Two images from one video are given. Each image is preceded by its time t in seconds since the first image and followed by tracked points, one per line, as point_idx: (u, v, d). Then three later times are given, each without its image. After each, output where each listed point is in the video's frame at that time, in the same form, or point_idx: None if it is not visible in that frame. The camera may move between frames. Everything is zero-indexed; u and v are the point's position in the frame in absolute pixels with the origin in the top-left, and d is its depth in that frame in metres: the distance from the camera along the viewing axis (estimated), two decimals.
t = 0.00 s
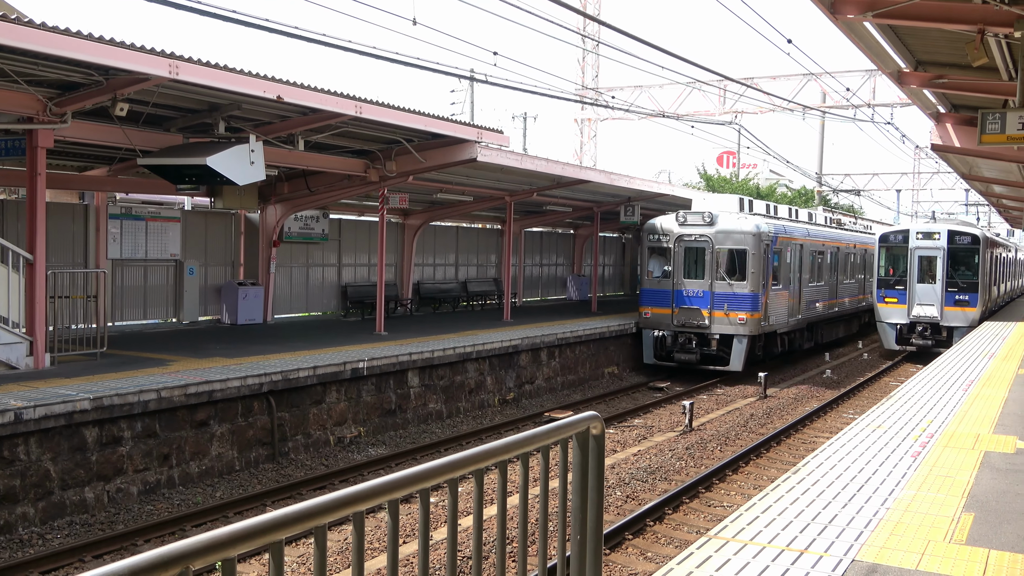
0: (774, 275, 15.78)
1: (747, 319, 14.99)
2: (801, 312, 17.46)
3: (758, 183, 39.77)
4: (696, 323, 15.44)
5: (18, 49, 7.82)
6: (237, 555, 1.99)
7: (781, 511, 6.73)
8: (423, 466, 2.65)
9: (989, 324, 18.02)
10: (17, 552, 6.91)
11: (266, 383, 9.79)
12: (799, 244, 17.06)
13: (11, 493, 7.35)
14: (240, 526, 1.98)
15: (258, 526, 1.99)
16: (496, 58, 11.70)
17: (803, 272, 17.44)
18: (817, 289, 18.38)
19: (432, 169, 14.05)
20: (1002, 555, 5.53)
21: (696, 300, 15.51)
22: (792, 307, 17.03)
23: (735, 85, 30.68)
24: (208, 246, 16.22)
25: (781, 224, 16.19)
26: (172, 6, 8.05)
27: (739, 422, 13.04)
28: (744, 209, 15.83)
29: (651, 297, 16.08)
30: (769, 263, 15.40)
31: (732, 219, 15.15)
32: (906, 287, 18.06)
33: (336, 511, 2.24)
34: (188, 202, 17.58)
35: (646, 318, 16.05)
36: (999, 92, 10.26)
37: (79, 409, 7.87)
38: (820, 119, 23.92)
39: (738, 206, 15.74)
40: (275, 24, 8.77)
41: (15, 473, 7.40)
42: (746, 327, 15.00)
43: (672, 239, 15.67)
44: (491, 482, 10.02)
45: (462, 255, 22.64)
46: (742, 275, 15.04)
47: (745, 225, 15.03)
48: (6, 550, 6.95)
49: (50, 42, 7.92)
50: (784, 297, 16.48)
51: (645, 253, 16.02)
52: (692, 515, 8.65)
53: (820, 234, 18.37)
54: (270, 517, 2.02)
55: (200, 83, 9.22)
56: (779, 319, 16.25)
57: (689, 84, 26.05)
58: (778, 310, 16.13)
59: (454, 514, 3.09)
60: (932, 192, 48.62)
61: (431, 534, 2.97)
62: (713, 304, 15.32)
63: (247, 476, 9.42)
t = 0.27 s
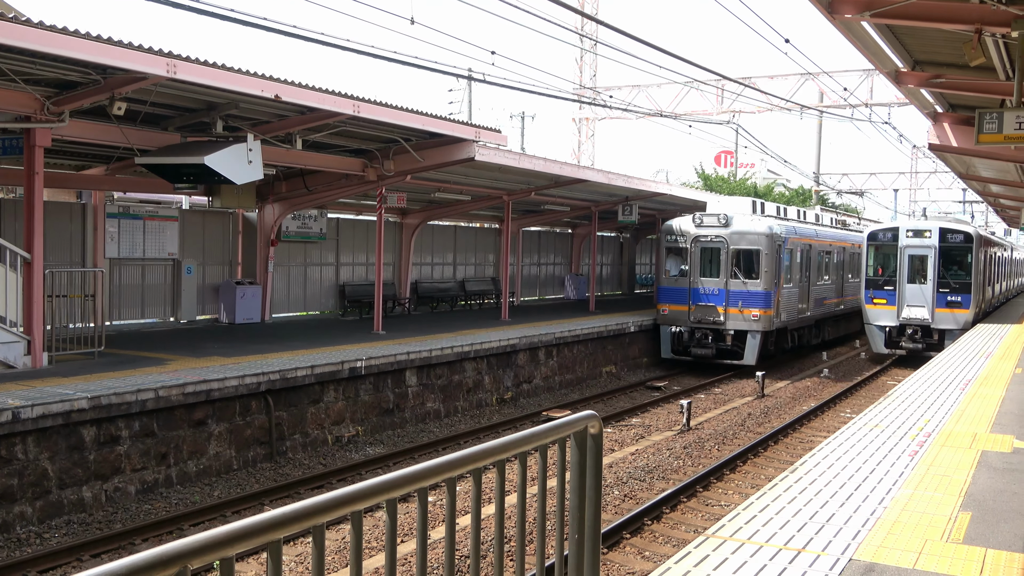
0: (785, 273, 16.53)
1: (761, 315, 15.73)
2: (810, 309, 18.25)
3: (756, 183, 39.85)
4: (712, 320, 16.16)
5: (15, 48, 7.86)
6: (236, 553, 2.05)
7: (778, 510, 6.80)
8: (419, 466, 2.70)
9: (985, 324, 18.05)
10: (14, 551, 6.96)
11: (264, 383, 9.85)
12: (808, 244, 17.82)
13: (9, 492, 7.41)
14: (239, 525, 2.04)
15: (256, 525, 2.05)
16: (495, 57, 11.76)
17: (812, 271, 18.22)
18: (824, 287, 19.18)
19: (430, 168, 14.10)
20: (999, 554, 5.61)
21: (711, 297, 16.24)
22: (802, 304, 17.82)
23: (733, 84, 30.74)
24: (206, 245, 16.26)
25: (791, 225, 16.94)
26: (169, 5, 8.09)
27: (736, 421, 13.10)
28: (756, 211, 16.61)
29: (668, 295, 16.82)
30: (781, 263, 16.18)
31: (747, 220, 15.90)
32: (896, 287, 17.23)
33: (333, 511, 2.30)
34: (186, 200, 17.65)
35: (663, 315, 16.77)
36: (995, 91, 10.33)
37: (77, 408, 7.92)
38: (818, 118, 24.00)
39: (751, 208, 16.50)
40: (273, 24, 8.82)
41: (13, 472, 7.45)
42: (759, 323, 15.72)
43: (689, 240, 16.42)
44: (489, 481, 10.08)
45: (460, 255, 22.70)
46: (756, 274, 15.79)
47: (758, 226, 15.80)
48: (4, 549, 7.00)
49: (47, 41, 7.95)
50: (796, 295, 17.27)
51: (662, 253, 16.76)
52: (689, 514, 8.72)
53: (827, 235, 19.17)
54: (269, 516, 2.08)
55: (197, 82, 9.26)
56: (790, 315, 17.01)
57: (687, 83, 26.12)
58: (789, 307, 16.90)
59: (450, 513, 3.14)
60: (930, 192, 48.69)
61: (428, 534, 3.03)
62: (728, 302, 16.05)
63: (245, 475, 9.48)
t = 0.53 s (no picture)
0: (798, 272, 17.15)
1: (775, 312, 16.35)
2: (819, 306, 18.92)
3: (755, 182, 39.86)
4: (729, 316, 16.78)
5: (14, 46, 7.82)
6: (235, 553, 2.03)
7: (777, 510, 6.78)
8: (418, 465, 2.68)
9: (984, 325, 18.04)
10: (13, 550, 6.95)
11: (263, 382, 9.82)
12: (818, 244, 18.45)
13: (8, 490, 7.39)
14: (238, 524, 2.01)
15: (255, 524, 2.03)
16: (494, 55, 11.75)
17: (821, 270, 18.89)
18: (832, 286, 19.84)
19: (430, 167, 14.07)
20: (998, 553, 5.59)
21: (727, 295, 16.84)
22: (813, 302, 18.47)
23: (733, 83, 30.72)
24: (205, 244, 16.23)
25: (802, 226, 17.53)
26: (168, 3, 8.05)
27: (735, 420, 13.09)
28: (769, 213, 17.24)
29: (686, 292, 17.45)
30: (793, 263, 16.80)
31: (762, 221, 16.49)
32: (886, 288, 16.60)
33: (332, 510, 2.27)
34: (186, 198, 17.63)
35: (681, 312, 17.40)
36: (995, 89, 10.28)
37: (77, 407, 7.90)
38: (817, 117, 23.97)
39: (765, 210, 17.12)
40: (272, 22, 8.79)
41: (12, 470, 7.43)
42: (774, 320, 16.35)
43: (706, 240, 17.01)
44: (489, 479, 10.09)
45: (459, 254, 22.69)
46: (770, 273, 16.40)
47: (772, 227, 16.40)
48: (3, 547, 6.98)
49: (45, 39, 7.92)
50: (807, 293, 17.96)
51: (680, 253, 17.37)
52: (689, 513, 8.70)
53: (836, 235, 19.84)
54: (266, 515, 2.06)
55: (197, 81, 9.23)
56: (801, 313, 17.67)
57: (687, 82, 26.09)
58: (801, 304, 17.56)
59: (451, 512, 3.13)
60: (930, 192, 48.67)
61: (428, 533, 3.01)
62: (744, 299, 16.66)
63: (244, 473, 9.46)
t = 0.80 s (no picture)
0: (811, 272, 17.80)
1: (790, 309, 17.00)
2: (831, 304, 19.61)
3: (756, 182, 39.81)
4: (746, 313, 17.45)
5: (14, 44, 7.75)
6: (236, 552, 1.96)
7: (777, 510, 6.70)
8: (421, 463, 2.61)
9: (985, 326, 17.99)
10: (14, 549, 6.89)
11: (264, 380, 9.76)
12: (829, 245, 19.12)
13: (9, 489, 7.33)
14: (238, 523, 1.94)
15: (256, 522, 1.96)
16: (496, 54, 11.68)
17: (832, 270, 19.54)
18: (842, 284, 20.51)
19: (431, 166, 14.00)
20: (1000, 554, 5.52)
21: (744, 293, 17.48)
22: (825, 301, 19.14)
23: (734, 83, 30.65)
24: (206, 242, 16.17)
25: (815, 227, 18.15)
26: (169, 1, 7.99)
27: (737, 420, 13.02)
28: (784, 216, 17.87)
29: (705, 291, 18.11)
30: (808, 263, 17.43)
31: (778, 223, 17.10)
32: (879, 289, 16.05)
33: (333, 509, 2.20)
34: (187, 196, 17.57)
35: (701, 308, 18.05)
36: (997, 89, 10.20)
37: (78, 405, 7.83)
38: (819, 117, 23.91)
39: (780, 212, 17.74)
40: (274, 21, 8.72)
41: (13, 469, 7.38)
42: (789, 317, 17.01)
43: (724, 241, 17.65)
44: (490, 479, 10.05)
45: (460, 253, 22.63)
46: (786, 272, 17.04)
47: (788, 229, 17.01)
48: (3, 546, 6.92)
49: (46, 37, 7.85)
50: (819, 291, 18.65)
51: (700, 253, 18.01)
52: (690, 513, 8.64)
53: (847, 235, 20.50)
54: (266, 514, 1.98)
55: (198, 79, 9.17)
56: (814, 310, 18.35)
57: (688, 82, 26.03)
58: (814, 302, 18.25)
59: (453, 510, 3.06)
60: (931, 192, 48.58)
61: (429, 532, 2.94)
62: (761, 297, 17.30)
63: (245, 472, 9.41)
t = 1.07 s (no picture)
0: (826, 272, 18.20)
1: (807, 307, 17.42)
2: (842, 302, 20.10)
3: (758, 181, 39.74)
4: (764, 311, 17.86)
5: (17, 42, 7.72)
6: (238, 550, 1.92)
7: (779, 509, 6.65)
8: (423, 461, 2.57)
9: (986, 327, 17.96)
10: (15, 547, 6.86)
11: (266, 379, 9.73)
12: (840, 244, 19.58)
13: (11, 487, 7.31)
14: (240, 522, 1.90)
15: (257, 521, 1.93)
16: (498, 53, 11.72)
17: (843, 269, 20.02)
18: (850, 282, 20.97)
19: (433, 165, 14.00)
20: (1001, 554, 5.48)
21: (761, 291, 17.87)
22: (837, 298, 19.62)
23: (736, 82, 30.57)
24: (208, 241, 16.14)
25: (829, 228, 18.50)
26: None
27: (738, 420, 12.99)
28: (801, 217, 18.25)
29: (723, 289, 18.51)
30: (823, 263, 17.81)
31: (794, 225, 17.46)
32: (870, 290, 15.71)
33: (335, 508, 2.17)
34: (189, 196, 17.53)
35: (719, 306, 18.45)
36: (1000, 89, 10.15)
37: (80, 404, 7.80)
38: (821, 117, 23.84)
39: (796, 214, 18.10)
40: (277, 19, 8.69)
41: (15, 467, 7.36)
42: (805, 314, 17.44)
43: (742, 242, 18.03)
44: (491, 478, 10.03)
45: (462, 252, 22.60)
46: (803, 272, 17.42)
47: (803, 230, 17.37)
48: (5, 544, 6.90)
49: (47, 35, 7.81)
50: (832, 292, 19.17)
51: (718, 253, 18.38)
52: (692, 512, 8.60)
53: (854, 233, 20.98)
54: (268, 514, 1.95)
55: (200, 78, 9.14)
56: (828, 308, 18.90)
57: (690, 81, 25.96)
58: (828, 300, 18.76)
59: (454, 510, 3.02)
60: (932, 192, 48.50)
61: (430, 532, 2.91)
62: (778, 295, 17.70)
63: (246, 471, 9.39)
